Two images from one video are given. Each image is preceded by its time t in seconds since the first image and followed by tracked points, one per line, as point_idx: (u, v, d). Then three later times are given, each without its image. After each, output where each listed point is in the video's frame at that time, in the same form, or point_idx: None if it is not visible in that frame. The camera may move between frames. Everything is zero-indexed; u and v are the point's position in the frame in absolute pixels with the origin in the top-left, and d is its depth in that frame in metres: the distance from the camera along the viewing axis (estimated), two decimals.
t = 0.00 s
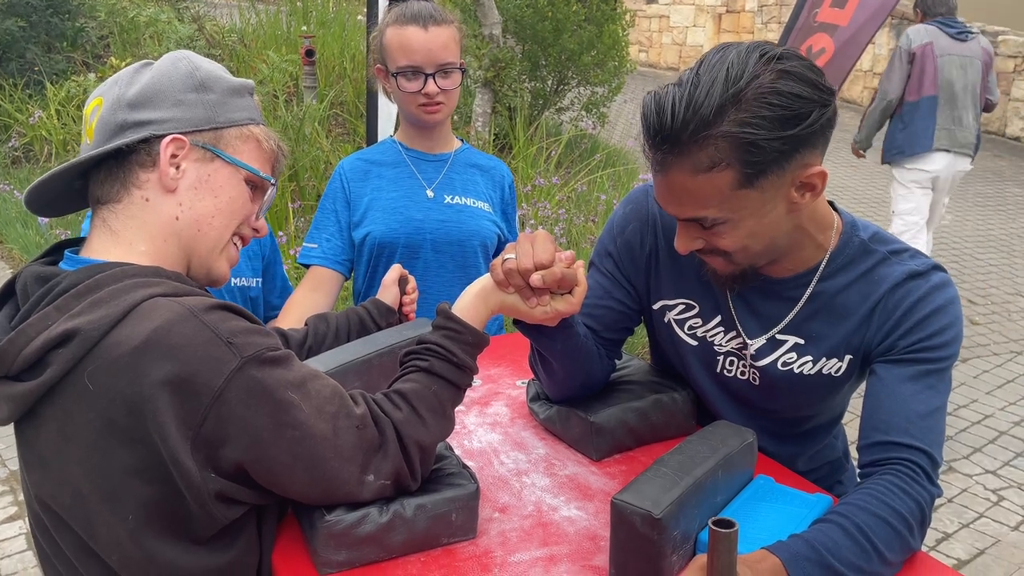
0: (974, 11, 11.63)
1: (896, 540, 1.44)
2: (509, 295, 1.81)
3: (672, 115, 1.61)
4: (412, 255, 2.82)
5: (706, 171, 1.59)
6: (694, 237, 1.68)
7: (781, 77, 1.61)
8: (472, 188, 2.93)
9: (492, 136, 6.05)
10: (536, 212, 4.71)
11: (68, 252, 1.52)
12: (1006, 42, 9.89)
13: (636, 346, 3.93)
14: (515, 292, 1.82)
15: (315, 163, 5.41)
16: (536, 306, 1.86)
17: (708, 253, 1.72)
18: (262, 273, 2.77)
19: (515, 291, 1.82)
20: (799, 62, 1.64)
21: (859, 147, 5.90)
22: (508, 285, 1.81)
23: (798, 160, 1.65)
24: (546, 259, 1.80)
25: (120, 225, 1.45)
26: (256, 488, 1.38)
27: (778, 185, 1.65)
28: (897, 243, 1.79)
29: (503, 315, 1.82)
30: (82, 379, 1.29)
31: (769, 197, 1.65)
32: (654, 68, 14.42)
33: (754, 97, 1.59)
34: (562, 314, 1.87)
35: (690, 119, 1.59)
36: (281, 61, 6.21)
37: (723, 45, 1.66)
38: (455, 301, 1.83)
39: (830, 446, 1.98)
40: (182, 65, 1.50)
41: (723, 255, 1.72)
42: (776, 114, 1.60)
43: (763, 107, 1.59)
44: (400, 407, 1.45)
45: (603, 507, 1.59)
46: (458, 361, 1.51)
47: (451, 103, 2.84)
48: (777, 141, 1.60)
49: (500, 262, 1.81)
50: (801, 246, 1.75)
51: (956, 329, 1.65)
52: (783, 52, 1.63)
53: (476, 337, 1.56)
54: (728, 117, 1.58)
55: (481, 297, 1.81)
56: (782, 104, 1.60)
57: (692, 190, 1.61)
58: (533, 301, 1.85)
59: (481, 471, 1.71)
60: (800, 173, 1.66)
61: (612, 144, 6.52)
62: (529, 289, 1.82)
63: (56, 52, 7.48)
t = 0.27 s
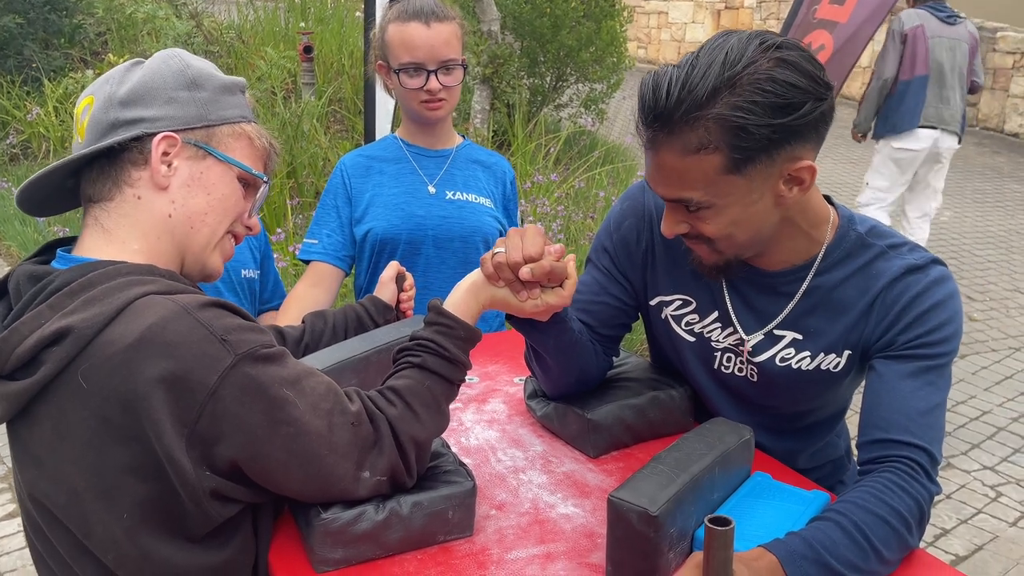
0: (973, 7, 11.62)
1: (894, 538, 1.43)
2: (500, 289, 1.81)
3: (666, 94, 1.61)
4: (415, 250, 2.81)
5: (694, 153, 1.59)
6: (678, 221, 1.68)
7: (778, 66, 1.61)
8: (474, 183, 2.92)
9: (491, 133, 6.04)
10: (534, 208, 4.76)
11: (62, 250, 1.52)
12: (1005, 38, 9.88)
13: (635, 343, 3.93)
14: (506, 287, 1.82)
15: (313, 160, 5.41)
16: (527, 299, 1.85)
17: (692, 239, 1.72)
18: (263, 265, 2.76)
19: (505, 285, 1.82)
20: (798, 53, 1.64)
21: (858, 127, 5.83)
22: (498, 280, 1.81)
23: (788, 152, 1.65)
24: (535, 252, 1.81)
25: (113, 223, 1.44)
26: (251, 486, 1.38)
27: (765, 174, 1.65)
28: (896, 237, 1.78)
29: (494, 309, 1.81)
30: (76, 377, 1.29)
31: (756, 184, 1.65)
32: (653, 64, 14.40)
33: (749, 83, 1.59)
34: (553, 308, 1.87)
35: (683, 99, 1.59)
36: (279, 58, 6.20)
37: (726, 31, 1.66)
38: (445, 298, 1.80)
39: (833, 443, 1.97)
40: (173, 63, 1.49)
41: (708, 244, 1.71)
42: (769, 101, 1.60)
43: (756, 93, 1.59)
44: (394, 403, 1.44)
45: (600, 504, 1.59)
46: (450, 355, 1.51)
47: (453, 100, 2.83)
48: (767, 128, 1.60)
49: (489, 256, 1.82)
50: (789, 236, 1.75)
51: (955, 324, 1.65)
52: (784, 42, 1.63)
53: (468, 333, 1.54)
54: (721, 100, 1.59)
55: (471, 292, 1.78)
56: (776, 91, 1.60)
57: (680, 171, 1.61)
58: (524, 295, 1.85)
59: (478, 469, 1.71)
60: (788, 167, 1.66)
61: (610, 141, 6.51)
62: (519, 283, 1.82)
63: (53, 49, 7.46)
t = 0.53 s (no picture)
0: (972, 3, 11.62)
1: (894, 534, 1.43)
2: (495, 283, 1.82)
3: (664, 80, 1.62)
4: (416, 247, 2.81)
5: (689, 138, 1.60)
6: (672, 208, 1.69)
7: (776, 54, 1.61)
8: (475, 179, 2.92)
9: (490, 129, 6.04)
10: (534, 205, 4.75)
11: (61, 246, 1.52)
12: (1004, 34, 9.88)
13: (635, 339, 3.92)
14: (501, 280, 1.83)
15: (312, 157, 5.41)
16: (523, 293, 1.85)
17: (686, 227, 1.72)
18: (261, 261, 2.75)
19: (500, 278, 1.83)
20: (797, 43, 1.64)
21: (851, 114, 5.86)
22: (493, 273, 1.82)
23: (782, 142, 1.65)
24: (530, 245, 1.81)
25: (112, 220, 1.44)
26: (253, 481, 1.38)
27: (759, 163, 1.65)
28: (896, 231, 1.78)
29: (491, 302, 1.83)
30: (77, 373, 1.29)
31: (750, 172, 1.65)
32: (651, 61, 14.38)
33: (746, 70, 1.59)
34: (549, 300, 1.86)
35: (680, 84, 1.60)
36: (277, 55, 6.19)
37: (726, 21, 1.67)
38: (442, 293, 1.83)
39: (839, 440, 1.97)
40: (169, 58, 1.49)
41: (703, 231, 1.71)
42: (765, 89, 1.60)
43: (753, 80, 1.59)
44: (393, 398, 1.44)
45: (601, 500, 1.59)
46: (448, 350, 1.51)
47: (454, 96, 2.82)
48: (762, 116, 1.60)
49: (485, 250, 1.83)
50: (783, 229, 1.76)
51: (957, 318, 1.64)
52: (783, 32, 1.64)
53: (466, 326, 1.55)
54: (718, 86, 1.59)
55: (466, 287, 1.82)
56: (773, 79, 1.60)
57: (675, 155, 1.61)
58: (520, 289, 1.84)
59: (478, 465, 1.71)
60: (782, 156, 1.66)
61: (609, 137, 6.51)
62: (514, 276, 1.83)
63: (52, 46, 7.45)
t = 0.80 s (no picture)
0: None
1: (895, 531, 1.43)
2: (496, 279, 1.82)
3: (665, 88, 1.61)
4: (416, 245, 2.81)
5: (697, 144, 1.58)
6: (684, 213, 1.67)
7: (776, 53, 1.61)
8: (476, 176, 2.91)
9: (490, 126, 6.04)
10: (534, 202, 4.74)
11: (62, 244, 1.51)
12: (1004, 30, 9.87)
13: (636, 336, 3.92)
14: (502, 277, 1.83)
15: (312, 154, 5.40)
16: (523, 290, 1.85)
17: (698, 228, 1.71)
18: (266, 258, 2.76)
19: (501, 276, 1.83)
20: (794, 39, 1.64)
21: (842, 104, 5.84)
22: (494, 270, 1.83)
23: (790, 138, 1.65)
24: (531, 242, 1.81)
25: (112, 217, 1.44)
26: (254, 478, 1.38)
27: (768, 162, 1.64)
28: (897, 227, 1.78)
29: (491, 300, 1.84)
30: (79, 370, 1.29)
31: (759, 171, 1.64)
32: (651, 58, 14.36)
33: (747, 72, 1.59)
34: (550, 298, 1.86)
35: (682, 91, 1.59)
36: (277, 52, 6.19)
37: (720, 21, 1.67)
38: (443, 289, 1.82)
39: (838, 437, 1.97)
40: (169, 54, 1.48)
41: (716, 232, 1.70)
42: (768, 89, 1.60)
43: (755, 81, 1.59)
44: (394, 395, 1.44)
45: (602, 496, 1.59)
46: (448, 346, 1.51)
47: (438, 93, 2.81)
48: (767, 116, 1.60)
49: (486, 247, 1.83)
50: (792, 226, 1.75)
51: (957, 315, 1.64)
52: (779, 29, 1.64)
53: (466, 324, 1.55)
54: (721, 90, 1.58)
55: (468, 283, 1.81)
56: (774, 79, 1.60)
57: (684, 163, 1.60)
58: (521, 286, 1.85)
59: (480, 462, 1.71)
60: (789, 152, 1.66)
61: (609, 134, 6.51)
62: (515, 273, 1.83)
63: (51, 43, 7.44)
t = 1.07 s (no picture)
0: None
1: (897, 531, 1.43)
2: (493, 277, 1.81)
3: (662, 100, 1.60)
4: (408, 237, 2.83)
5: (697, 154, 1.58)
6: (688, 219, 1.67)
7: (771, 59, 1.60)
8: (472, 166, 2.89)
9: (489, 124, 6.04)
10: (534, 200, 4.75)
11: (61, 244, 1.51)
12: (1004, 27, 9.86)
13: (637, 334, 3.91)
14: (499, 275, 1.82)
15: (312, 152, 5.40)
16: (522, 287, 1.85)
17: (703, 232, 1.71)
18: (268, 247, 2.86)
19: (498, 274, 1.82)
20: (790, 43, 1.63)
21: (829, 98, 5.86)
22: (491, 268, 1.82)
23: (790, 141, 1.64)
24: (529, 240, 1.81)
25: (111, 218, 1.44)
26: (256, 478, 1.38)
27: (769, 166, 1.63)
28: (898, 225, 1.77)
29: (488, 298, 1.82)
30: (79, 369, 1.29)
31: (761, 176, 1.63)
32: (651, 55, 14.34)
33: (744, 80, 1.58)
34: (547, 296, 1.86)
35: (681, 103, 1.58)
36: (277, 49, 6.18)
37: (713, 27, 1.66)
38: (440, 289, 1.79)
39: (840, 435, 1.97)
40: (165, 53, 1.47)
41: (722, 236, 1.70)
42: (767, 96, 1.59)
43: (753, 89, 1.58)
44: (395, 394, 1.44)
45: (604, 495, 1.59)
46: (447, 345, 1.50)
47: (429, 92, 2.81)
48: (768, 123, 1.59)
49: (483, 245, 1.83)
50: (796, 227, 1.74)
51: (957, 314, 1.63)
52: (773, 33, 1.63)
53: (464, 322, 1.55)
54: (719, 100, 1.58)
55: (465, 281, 1.78)
56: (771, 86, 1.59)
57: (686, 173, 1.60)
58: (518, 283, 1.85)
59: (481, 461, 1.71)
60: (792, 155, 1.65)
61: (610, 131, 6.51)
62: (512, 271, 1.83)
63: (51, 40, 7.44)
